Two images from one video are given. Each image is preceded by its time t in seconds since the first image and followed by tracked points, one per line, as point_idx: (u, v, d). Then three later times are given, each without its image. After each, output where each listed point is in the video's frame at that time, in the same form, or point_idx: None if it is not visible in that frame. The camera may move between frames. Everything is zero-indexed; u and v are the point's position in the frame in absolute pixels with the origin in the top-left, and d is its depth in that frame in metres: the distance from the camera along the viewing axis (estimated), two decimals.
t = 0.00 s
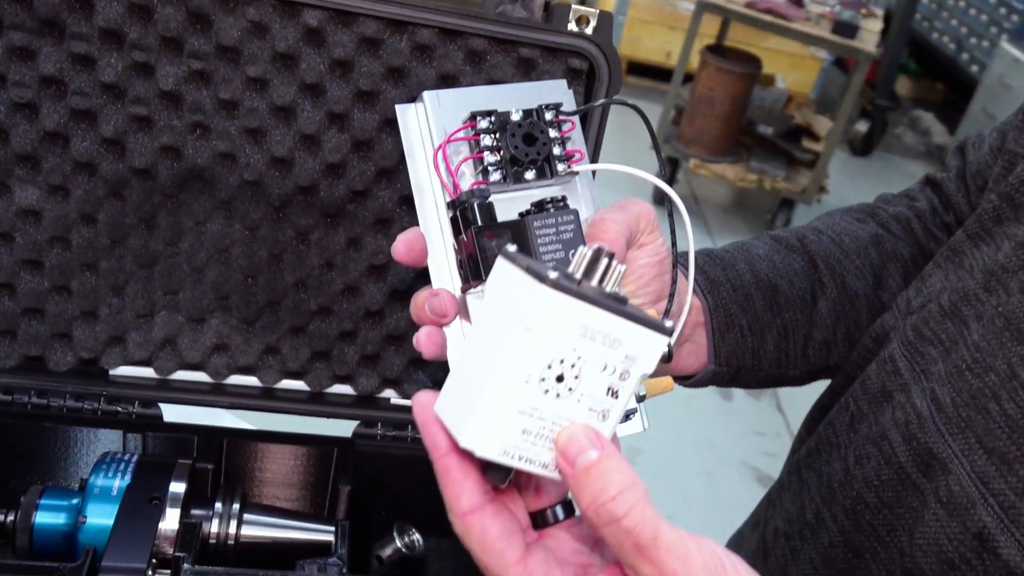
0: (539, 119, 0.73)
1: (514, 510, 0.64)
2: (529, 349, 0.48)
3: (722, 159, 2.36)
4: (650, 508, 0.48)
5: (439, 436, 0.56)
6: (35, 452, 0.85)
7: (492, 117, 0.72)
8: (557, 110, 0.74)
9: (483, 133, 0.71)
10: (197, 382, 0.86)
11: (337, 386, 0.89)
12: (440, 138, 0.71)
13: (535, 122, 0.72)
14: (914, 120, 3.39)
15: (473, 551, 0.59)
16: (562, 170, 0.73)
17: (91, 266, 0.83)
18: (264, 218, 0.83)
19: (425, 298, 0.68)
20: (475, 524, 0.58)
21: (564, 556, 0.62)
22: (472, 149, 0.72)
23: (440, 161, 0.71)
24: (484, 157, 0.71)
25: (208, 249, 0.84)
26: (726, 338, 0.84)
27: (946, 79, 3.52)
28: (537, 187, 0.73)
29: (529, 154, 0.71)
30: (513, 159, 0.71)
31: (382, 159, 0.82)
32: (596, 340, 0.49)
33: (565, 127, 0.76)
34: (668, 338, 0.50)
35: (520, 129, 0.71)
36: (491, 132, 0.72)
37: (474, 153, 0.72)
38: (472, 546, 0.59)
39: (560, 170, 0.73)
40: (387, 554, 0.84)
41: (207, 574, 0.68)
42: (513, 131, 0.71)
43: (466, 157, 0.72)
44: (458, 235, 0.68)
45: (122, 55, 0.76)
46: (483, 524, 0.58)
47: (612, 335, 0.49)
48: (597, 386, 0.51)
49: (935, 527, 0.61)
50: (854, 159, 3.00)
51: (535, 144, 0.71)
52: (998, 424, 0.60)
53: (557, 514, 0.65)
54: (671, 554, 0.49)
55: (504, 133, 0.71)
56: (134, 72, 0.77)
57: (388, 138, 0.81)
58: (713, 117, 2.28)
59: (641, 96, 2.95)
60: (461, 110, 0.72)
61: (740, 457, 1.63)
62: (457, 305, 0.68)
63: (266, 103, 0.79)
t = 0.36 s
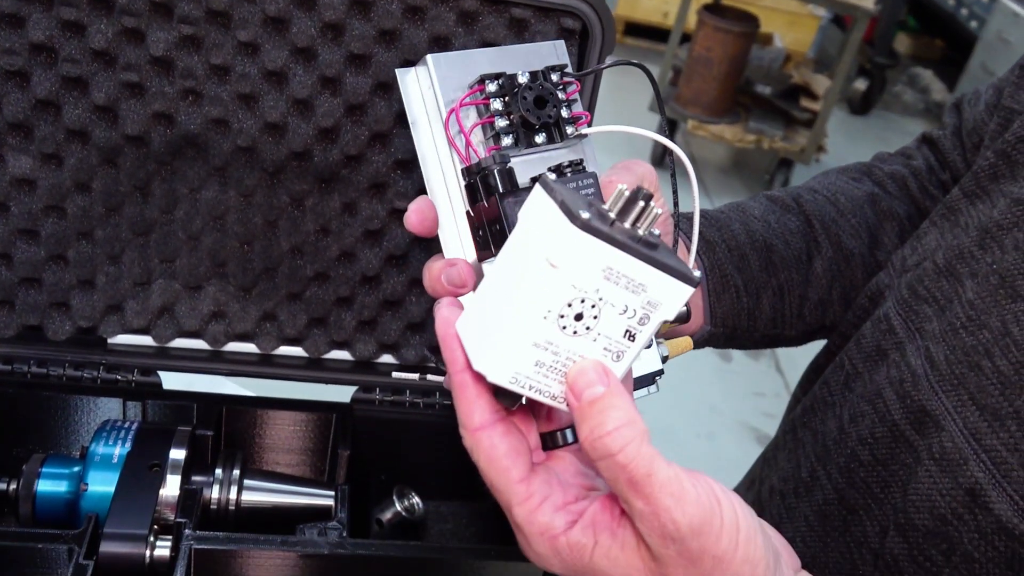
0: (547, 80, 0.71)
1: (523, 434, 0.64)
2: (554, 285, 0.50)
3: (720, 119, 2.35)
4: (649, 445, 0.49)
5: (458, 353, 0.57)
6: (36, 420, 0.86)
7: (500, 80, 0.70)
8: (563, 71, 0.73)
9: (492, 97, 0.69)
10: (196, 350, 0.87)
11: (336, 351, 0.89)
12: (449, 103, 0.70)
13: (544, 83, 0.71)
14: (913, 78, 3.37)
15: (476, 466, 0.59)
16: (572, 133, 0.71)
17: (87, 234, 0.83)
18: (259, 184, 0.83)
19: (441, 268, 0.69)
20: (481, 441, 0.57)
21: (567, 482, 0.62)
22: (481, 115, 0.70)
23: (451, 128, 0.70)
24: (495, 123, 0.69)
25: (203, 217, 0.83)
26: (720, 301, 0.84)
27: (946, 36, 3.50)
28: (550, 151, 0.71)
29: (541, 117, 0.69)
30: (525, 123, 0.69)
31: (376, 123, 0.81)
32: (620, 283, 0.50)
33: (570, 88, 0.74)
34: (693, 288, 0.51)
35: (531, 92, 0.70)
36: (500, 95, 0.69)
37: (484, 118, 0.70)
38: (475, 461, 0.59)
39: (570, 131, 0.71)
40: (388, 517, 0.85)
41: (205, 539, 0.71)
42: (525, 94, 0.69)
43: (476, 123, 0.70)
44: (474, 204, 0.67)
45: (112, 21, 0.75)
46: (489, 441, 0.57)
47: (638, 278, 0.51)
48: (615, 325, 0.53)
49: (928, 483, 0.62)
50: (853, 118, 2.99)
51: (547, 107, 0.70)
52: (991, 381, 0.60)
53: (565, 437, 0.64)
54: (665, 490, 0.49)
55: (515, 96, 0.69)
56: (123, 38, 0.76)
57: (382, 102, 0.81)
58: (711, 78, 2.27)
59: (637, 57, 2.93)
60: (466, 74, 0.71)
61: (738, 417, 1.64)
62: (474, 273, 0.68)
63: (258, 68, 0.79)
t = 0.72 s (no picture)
0: (540, 68, 0.70)
1: (522, 412, 0.64)
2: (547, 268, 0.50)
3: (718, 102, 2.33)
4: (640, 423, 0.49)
5: (456, 331, 0.57)
6: (33, 411, 0.85)
7: (494, 70, 0.69)
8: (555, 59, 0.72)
9: (487, 88, 0.69)
10: (192, 339, 0.86)
11: (332, 338, 0.89)
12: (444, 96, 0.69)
13: (538, 72, 0.69)
14: (912, 57, 3.35)
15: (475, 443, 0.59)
16: (567, 121, 0.70)
17: (80, 224, 0.82)
18: (252, 171, 0.83)
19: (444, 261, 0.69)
20: (479, 419, 0.58)
21: (564, 459, 0.62)
22: (476, 106, 0.70)
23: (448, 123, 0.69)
24: (490, 114, 0.68)
25: (197, 205, 0.83)
26: (719, 282, 0.83)
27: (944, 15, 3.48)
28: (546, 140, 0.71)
29: (537, 107, 0.68)
30: (520, 112, 0.68)
31: (368, 108, 0.81)
32: (615, 267, 0.50)
33: (564, 75, 0.73)
34: (687, 271, 0.50)
35: (525, 82, 0.68)
36: (495, 86, 0.69)
37: (480, 109, 0.69)
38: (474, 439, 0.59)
39: (565, 120, 0.70)
40: (388, 503, 0.85)
41: (205, 527, 0.71)
42: (519, 83, 0.68)
43: (471, 114, 0.70)
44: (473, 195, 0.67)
45: (101, 10, 0.74)
46: (487, 418, 0.58)
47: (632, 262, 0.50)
48: (610, 307, 0.52)
49: (924, 458, 0.62)
50: (852, 98, 2.97)
51: (542, 96, 0.69)
52: (984, 355, 0.60)
53: (565, 414, 0.64)
54: (656, 469, 0.49)
55: (510, 86, 0.68)
56: (113, 26, 0.75)
57: (374, 86, 0.80)
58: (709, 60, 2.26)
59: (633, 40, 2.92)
60: (460, 65, 0.70)
61: (739, 399, 1.64)
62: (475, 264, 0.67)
63: (249, 55, 0.78)
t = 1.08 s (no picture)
0: (539, 68, 0.70)
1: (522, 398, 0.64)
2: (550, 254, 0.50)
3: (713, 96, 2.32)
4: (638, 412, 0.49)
5: (457, 314, 0.58)
6: (29, 411, 0.86)
7: (493, 71, 0.68)
8: (554, 58, 0.72)
9: (486, 89, 0.68)
10: (187, 338, 0.86)
11: (328, 335, 0.89)
12: (443, 96, 0.68)
13: (536, 72, 0.69)
14: (906, 50, 3.35)
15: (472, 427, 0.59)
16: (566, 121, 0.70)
17: (73, 224, 0.82)
18: (245, 169, 0.82)
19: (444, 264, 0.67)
20: (477, 402, 0.58)
21: (562, 445, 0.62)
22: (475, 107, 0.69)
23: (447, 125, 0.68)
24: (489, 115, 0.67)
25: (190, 204, 0.83)
26: (715, 276, 0.83)
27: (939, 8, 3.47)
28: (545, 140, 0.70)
29: (536, 107, 0.68)
30: (520, 113, 0.68)
31: (361, 105, 0.80)
32: (619, 256, 0.50)
33: (563, 74, 0.73)
34: (692, 262, 0.51)
35: (524, 82, 0.68)
36: (493, 86, 0.68)
37: (478, 110, 0.68)
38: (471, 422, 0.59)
39: (564, 120, 0.70)
40: (385, 501, 0.85)
41: (201, 527, 0.71)
42: (519, 84, 0.68)
43: (470, 116, 0.69)
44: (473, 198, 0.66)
45: (92, 9, 0.74)
46: (485, 402, 0.58)
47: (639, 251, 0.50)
48: (613, 296, 0.53)
49: (919, 449, 0.62)
50: (848, 92, 2.97)
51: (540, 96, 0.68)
52: (976, 345, 0.60)
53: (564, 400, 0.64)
54: (653, 459, 0.49)
55: (509, 86, 0.68)
56: (104, 24, 0.75)
57: (367, 83, 0.80)
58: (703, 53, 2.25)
59: (627, 36, 2.91)
60: (456, 67, 0.69)
61: (737, 393, 1.64)
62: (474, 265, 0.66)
63: (241, 53, 0.78)
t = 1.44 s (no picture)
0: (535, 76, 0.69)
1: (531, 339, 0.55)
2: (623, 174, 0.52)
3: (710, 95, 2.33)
4: (685, 310, 0.47)
5: (461, 243, 0.52)
6: (25, 414, 0.85)
7: (487, 80, 0.68)
8: (549, 66, 0.71)
9: (481, 97, 0.67)
10: (184, 340, 0.86)
11: (324, 337, 0.89)
12: (437, 104, 0.67)
13: (533, 80, 0.68)
14: (903, 49, 3.35)
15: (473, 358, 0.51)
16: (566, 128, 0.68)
17: (69, 226, 0.82)
18: (242, 171, 0.82)
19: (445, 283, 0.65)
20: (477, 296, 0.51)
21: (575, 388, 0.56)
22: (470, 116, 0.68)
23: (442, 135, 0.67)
24: (486, 122, 0.66)
25: (186, 206, 0.82)
26: (711, 278, 0.82)
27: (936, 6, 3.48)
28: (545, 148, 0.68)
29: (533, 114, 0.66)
30: (517, 120, 0.66)
31: (357, 106, 0.80)
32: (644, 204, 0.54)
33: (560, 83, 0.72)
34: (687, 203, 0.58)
35: (520, 89, 0.67)
36: (489, 95, 0.67)
37: (474, 119, 0.67)
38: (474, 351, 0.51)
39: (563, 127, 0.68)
40: (383, 502, 0.85)
41: (197, 529, 0.71)
42: (515, 91, 0.67)
43: (465, 125, 0.68)
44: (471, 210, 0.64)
45: (87, 11, 0.74)
46: (498, 321, 0.50)
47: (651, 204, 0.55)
48: (644, 218, 0.53)
49: (915, 449, 0.62)
50: (846, 90, 2.97)
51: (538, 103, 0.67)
52: (973, 344, 0.60)
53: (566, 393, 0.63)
54: (702, 346, 0.46)
55: (504, 94, 0.67)
56: (99, 26, 0.75)
57: (363, 84, 0.80)
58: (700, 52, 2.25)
59: (623, 35, 2.91)
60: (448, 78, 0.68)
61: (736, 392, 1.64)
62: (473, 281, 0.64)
63: (237, 54, 0.77)
